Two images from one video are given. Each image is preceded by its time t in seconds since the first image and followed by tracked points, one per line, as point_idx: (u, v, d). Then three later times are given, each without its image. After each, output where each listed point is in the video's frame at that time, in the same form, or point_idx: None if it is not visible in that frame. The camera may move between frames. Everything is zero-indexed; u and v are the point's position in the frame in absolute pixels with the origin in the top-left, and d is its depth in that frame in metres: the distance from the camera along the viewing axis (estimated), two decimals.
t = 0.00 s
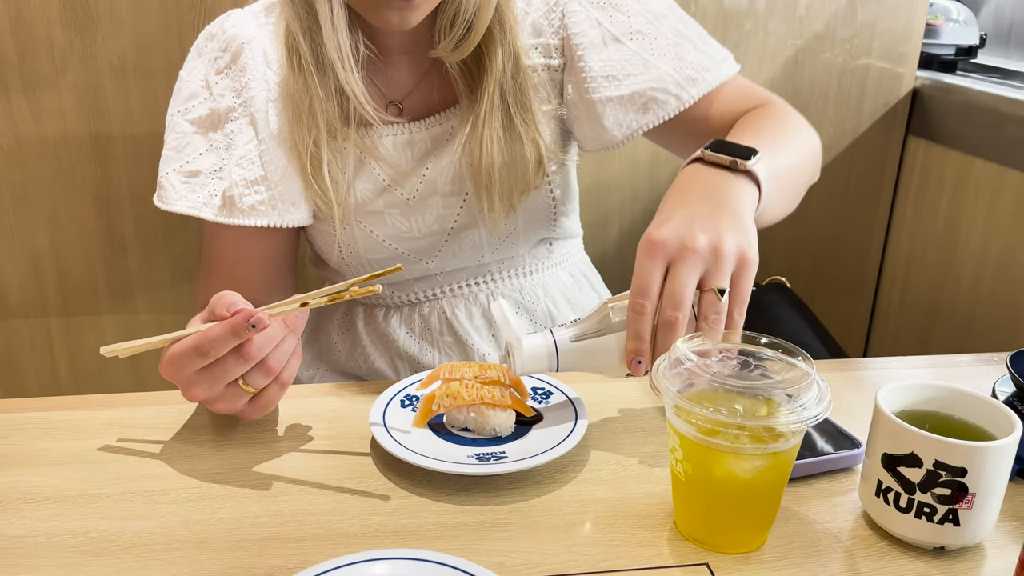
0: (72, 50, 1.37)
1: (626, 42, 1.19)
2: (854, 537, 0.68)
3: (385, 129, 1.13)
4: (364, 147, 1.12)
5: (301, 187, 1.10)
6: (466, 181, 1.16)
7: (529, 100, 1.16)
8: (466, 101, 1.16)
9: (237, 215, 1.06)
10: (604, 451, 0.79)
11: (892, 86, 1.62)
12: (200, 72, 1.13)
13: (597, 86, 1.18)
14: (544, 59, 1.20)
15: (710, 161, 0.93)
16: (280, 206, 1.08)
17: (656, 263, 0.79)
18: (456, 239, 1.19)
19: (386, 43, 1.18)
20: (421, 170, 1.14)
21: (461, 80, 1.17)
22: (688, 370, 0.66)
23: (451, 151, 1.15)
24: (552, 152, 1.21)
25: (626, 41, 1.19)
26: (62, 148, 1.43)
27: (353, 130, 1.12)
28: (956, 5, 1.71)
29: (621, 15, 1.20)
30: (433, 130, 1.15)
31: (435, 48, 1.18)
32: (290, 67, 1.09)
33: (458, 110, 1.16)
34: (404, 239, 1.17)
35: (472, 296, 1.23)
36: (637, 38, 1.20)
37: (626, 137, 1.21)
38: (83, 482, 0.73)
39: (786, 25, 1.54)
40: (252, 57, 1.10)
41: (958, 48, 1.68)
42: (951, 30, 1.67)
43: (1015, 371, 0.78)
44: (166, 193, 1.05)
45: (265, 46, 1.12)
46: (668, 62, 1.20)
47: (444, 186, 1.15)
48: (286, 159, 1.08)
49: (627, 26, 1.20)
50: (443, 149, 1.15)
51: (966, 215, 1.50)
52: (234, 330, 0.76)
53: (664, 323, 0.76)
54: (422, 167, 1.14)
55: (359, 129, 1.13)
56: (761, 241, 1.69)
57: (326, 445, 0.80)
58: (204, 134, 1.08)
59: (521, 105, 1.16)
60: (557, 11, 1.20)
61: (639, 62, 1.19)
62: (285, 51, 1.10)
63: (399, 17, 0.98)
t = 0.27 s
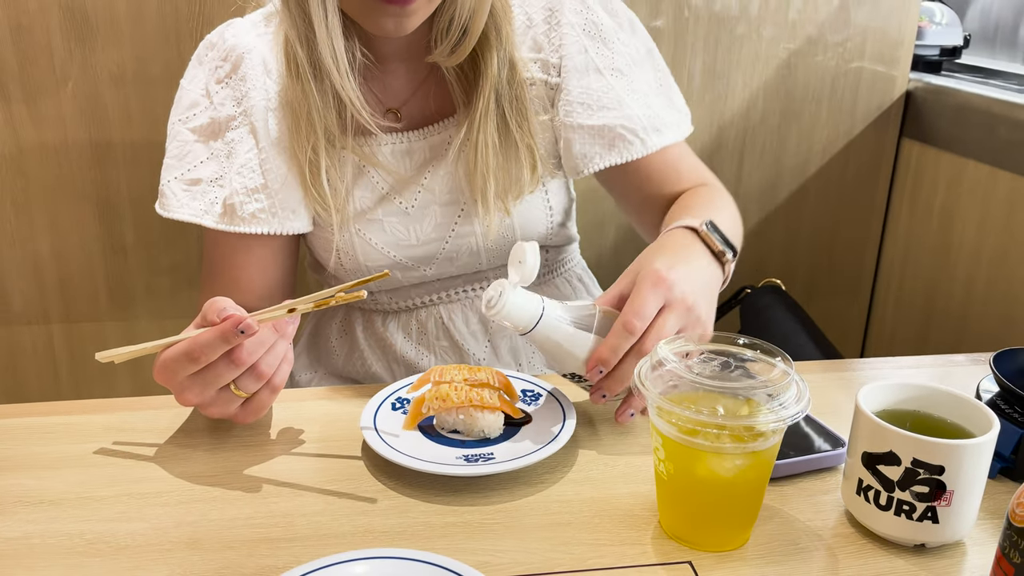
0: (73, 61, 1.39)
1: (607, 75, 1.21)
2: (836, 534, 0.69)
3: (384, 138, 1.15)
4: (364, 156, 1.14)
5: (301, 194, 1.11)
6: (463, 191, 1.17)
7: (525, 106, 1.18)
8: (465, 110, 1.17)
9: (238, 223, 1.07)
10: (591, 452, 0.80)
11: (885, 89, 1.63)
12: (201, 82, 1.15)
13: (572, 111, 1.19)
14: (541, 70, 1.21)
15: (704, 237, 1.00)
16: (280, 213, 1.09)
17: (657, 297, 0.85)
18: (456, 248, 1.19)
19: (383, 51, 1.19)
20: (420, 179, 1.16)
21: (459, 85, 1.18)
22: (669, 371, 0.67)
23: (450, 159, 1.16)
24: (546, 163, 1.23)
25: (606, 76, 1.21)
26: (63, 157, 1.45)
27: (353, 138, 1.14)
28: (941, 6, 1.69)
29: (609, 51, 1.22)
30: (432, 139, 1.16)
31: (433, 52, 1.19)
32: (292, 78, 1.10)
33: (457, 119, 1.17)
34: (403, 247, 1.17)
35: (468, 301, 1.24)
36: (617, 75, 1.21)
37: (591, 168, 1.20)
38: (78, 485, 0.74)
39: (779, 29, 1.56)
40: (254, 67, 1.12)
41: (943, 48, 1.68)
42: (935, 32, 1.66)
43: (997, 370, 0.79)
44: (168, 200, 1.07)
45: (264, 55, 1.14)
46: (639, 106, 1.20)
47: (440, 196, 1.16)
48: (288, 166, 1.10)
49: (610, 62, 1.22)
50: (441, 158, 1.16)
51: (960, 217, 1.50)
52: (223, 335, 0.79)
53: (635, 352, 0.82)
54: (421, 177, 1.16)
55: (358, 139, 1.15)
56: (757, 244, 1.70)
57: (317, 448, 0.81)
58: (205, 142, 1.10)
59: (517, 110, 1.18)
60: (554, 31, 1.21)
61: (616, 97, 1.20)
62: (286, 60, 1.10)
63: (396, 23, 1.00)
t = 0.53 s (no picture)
0: (76, 72, 1.41)
1: (600, 92, 1.22)
2: (823, 535, 0.70)
3: (385, 148, 1.16)
4: (367, 165, 1.15)
5: (303, 202, 1.13)
6: (462, 202, 1.18)
7: (524, 116, 1.19)
8: (463, 122, 1.18)
9: (242, 229, 1.10)
10: (584, 455, 0.82)
11: (880, 94, 1.65)
12: (206, 91, 1.17)
13: (565, 126, 1.20)
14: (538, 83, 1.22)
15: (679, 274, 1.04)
16: (283, 221, 1.11)
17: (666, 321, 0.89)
18: (455, 255, 1.19)
19: (384, 61, 1.21)
20: (421, 189, 1.17)
21: (459, 96, 1.20)
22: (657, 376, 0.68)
23: (451, 170, 1.17)
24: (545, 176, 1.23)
25: (600, 94, 1.22)
26: (67, 167, 1.47)
27: (355, 147, 1.15)
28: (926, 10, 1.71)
29: (603, 70, 1.24)
30: (432, 150, 1.17)
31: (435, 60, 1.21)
32: (295, 87, 1.12)
33: (456, 130, 1.18)
34: (402, 255, 1.18)
35: (466, 308, 1.25)
36: (609, 93, 1.24)
37: (584, 183, 1.20)
38: (81, 490, 0.76)
39: (773, 35, 1.57)
40: (258, 77, 1.14)
41: (929, 51, 1.71)
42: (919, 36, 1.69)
43: (984, 372, 0.80)
44: (172, 207, 1.09)
45: (269, 66, 1.16)
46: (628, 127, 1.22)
47: (440, 206, 1.17)
48: (291, 170, 1.12)
49: (603, 82, 1.24)
50: (441, 168, 1.18)
51: (955, 220, 1.51)
52: (224, 343, 0.80)
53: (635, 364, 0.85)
54: (422, 186, 1.17)
55: (359, 148, 1.16)
56: (754, 248, 1.72)
57: (315, 452, 0.82)
58: (209, 150, 1.13)
59: (516, 121, 1.19)
60: (552, 47, 1.23)
61: (610, 115, 1.21)
62: (291, 70, 1.12)
63: (398, 34, 1.02)
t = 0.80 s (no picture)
0: (86, 84, 1.44)
1: (604, 104, 1.24)
2: (822, 538, 0.71)
3: (394, 156, 1.19)
4: (376, 174, 1.17)
5: (312, 210, 1.14)
6: (468, 210, 1.20)
7: (530, 123, 1.21)
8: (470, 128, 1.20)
9: (252, 236, 1.11)
10: (587, 460, 0.83)
11: (882, 100, 1.66)
12: (217, 99, 1.19)
13: (570, 137, 1.22)
14: (544, 93, 1.24)
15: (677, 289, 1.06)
16: (293, 228, 1.12)
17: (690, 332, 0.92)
18: (460, 263, 1.21)
19: (393, 69, 1.23)
20: (427, 198, 1.18)
21: (466, 103, 1.22)
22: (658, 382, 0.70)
23: (456, 179, 1.19)
24: (547, 182, 1.25)
25: (605, 104, 1.24)
26: (77, 177, 1.49)
27: (364, 156, 1.18)
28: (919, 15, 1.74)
29: (608, 81, 1.26)
30: (439, 160, 1.19)
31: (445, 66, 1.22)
32: (306, 97, 1.16)
33: (462, 139, 1.20)
34: (408, 262, 1.19)
35: (471, 314, 1.26)
36: (614, 105, 1.26)
37: (589, 193, 1.21)
38: (95, 496, 0.77)
39: (775, 42, 1.58)
40: (269, 86, 1.16)
41: (922, 56, 1.73)
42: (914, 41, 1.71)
43: (981, 376, 0.81)
44: (182, 215, 1.11)
45: (279, 75, 1.18)
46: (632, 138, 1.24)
47: (446, 214, 1.19)
48: (301, 173, 1.14)
49: (608, 93, 1.26)
50: (448, 177, 1.19)
51: (957, 225, 1.52)
52: (241, 352, 0.82)
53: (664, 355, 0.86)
54: (428, 195, 1.18)
55: (367, 156, 1.18)
56: (757, 253, 1.73)
57: (323, 458, 0.84)
58: (220, 157, 1.15)
59: (521, 127, 1.21)
60: (557, 59, 1.25)
61: (614, 126, 1.23)
62: (300, 81, 1.16)
63: (420, 39, 1.05)
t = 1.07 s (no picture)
0: (100, 96, 1.47)
1: (619, 125, 1.28)
2: (818, 541, 0.73)
3: (412, 162, 1.21)
4: (392, 179, 1.19)
5: (330, 210, 1.17)
6: (482, 218, 1.22)
7: (546, 132, 1.25)
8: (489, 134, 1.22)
9: (271, 233, 1.14)
10: (590, 465, 0.85)
11: (882, 109, 1.68)
12: (240, 99, 1.22)
13: (584, 155, 1.25)
14: (562, 107, 1.27)
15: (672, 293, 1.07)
16: (310, 228, 1.15)
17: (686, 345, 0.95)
18: (470, 269, 1.23)
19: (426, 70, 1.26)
20: (443, 204, 1.21)
21: (487, 104, 1.26)
22: (658, 390, 0.72)
23: (472, 187, 1.22)
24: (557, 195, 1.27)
25: (619, 126, 1.28)
26: (91, 187, 1.52)
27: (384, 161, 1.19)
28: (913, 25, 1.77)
29: (624, 104, 1.30)
30: (455, 167, 1.21)
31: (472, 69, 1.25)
32: (333, 103, 1.20)
33: (479, 147, 1.22)
34: (420, 266, 1.21)
35: (477, 321, 1.29)
36: (627, 127, 1.29)
37: (597, 210, 1.24)
38: (112, 500, 0.80)
39: (776, 53, 1.61)
40: (292, 88, 1.20)
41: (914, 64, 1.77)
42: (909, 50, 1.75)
43: (974, 384, 0.83)
44: (201, 210, 1.14)
45: (303, 78, 1.22)
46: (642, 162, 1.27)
47: (461, 221, 1.21)
48: (324, 177, 1.17)
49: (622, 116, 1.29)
50: (465, 184, 1.21)
51: (957, 232, 1.54)
52: (282, 339, 0.87)
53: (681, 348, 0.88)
54: (444, 201, 1.20)
55: (382, 159, 1.20)
56: (760, 260, 1.75)
57: (332, 463, 0.86)
58: (240, 155, 1.18)
59: (538, 130, 1.24)
60: (576, 78, 1.27)
61: (627, 147, 1.27)
62: (326, 89, 1.21)
63: (452, 42, 1.08)
